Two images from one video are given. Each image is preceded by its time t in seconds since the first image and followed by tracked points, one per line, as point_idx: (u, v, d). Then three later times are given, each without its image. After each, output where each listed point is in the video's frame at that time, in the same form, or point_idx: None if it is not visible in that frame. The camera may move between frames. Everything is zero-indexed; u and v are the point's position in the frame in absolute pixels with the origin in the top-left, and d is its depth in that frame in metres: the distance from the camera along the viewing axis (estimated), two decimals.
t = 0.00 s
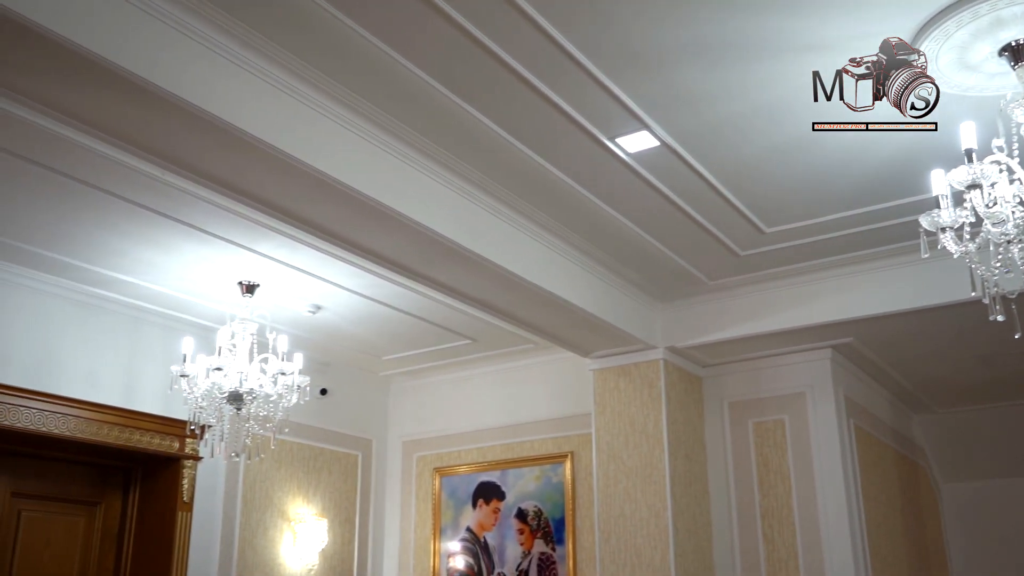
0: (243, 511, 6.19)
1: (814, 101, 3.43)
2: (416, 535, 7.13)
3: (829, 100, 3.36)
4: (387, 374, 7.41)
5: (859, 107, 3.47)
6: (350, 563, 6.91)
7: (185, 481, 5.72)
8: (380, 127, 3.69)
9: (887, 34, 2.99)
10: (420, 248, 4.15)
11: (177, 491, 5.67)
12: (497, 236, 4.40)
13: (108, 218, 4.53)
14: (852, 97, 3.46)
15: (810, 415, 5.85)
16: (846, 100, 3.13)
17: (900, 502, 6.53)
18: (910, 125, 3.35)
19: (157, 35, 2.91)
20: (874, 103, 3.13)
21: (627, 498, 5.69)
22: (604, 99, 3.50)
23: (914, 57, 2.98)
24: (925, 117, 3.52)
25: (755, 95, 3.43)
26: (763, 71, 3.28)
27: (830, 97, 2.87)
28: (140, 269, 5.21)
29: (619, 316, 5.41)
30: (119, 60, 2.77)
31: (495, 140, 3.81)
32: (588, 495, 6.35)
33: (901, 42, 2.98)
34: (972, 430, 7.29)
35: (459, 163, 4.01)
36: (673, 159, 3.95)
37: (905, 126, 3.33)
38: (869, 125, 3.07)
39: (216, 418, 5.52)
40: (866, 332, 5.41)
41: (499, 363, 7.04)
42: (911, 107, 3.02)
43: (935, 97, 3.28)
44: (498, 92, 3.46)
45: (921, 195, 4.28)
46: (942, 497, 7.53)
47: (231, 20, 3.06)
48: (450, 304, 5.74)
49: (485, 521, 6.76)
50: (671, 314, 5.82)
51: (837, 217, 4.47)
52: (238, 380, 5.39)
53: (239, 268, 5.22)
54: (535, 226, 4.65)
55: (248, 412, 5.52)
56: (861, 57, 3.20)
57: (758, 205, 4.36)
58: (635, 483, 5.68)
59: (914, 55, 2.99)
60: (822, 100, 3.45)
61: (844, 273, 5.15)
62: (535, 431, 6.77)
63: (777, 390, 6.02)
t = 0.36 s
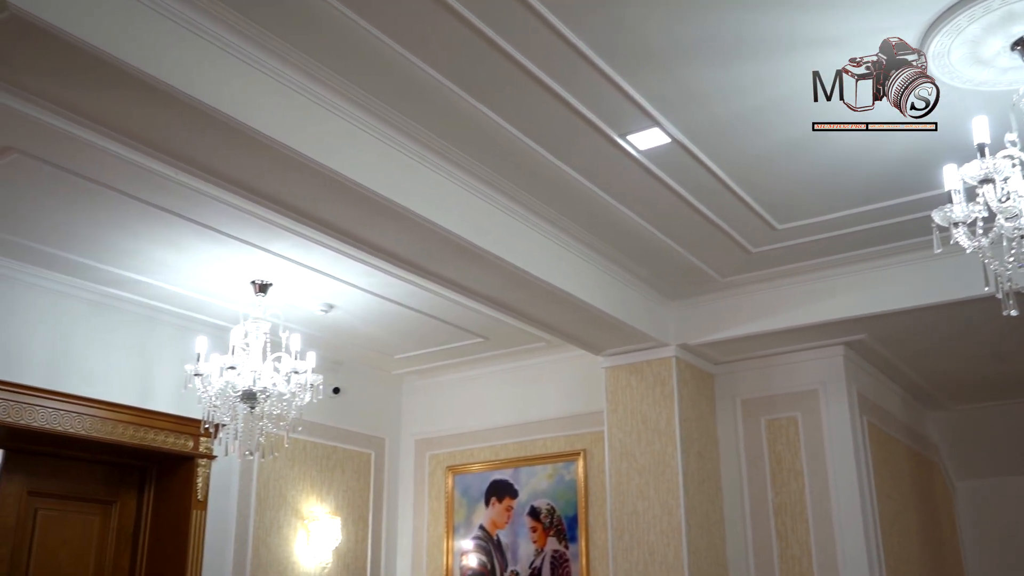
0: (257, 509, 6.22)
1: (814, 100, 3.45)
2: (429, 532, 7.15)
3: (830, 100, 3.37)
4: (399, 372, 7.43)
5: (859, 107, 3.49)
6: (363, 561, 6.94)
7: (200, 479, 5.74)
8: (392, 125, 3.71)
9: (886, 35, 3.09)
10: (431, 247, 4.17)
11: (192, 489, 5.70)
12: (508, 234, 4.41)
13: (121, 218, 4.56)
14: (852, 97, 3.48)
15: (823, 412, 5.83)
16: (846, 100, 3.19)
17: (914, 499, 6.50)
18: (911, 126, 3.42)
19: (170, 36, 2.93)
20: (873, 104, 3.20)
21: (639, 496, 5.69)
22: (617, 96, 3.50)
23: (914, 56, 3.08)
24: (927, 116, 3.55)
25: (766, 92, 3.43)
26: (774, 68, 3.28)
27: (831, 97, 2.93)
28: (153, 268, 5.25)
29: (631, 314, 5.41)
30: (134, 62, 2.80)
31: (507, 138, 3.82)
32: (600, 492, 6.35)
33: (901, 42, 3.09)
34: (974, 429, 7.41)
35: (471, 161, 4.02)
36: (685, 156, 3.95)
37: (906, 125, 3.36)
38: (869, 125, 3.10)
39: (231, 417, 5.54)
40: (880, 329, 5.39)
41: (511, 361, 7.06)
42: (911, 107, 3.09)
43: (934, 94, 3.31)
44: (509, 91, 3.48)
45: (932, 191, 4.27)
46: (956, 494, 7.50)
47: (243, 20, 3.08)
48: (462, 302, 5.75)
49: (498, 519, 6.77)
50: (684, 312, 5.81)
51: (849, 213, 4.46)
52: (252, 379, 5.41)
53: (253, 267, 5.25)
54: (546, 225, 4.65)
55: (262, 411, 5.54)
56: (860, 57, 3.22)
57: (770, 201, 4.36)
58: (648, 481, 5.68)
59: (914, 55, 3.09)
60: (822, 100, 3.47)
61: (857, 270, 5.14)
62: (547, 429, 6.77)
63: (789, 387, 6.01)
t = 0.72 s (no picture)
0: (269, 506, 6.25)
1: (814, 100, 3.49)
2: (440, 529, 7.16)
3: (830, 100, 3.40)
4: (411, 370, 7.45)
5: (859, 107, 3.53)
6: (375, 558, 6.95)
7: (212, 477, 5.76)
8: (402, 122, 3.72)
9: (887, 36, 3.18)
10: (441, 243, 4.17)
11: (204, 487, 5.72)
12: (518, 230, 4.42)
13: (133, 215, 4.58)
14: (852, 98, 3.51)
15: (835, 408, 5.82)
16: (846, 100, 3.27)
17: (926, 495, 6.47)
18: (913, 125, 3.49)
19: (181, 32, 2.95)
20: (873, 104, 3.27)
21: (650, 492, 5.69)
22: (627, 91, 3.50)
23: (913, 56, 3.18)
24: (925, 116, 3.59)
25: (776, 86, 3.43)
26: (785, 62, 3.28)
27: (830, 95, 3.01)
28: (166, 266, 5.27)
29: (642, 310, 5.41)
30: (146, 58, 2.82)
31: (517, 133, 3.82)
32: (611, 489, 6.34)
33: (901, 43, 3.18)
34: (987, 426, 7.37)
35: (481, 157, 4.03)
36: (695, 151, 3.95)
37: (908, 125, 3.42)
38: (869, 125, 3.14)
39: (242, 414, 5.56)
40: (891, 325, 5.37)
41: (522, 358, 7.06)
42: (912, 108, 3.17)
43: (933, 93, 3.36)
44: (519, 86, 3.48)
45: (943, 185, 4.26)
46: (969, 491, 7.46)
47: (252, 15, 3.09)
48: (473, 299, 5.76)
49: (510, 515, 6.78)
50: (696, 307, 5.80)
51: (860, 208, 4.45)
52: (263, 376, 5.43)
53: (264, 265, 5.27)
54: (556, 221, 4.66)
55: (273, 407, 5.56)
56: (860, 57, 3.27)
57: (781, 196, 4.35)
58: (659, 477, 5.67)
59: (913, 55, 3.19)
60: (823, 100, 3.50)
61: (868, 265, 5.12)
62: (558, 426, 6.77)
63: (800, 383, 6.00)
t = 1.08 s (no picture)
0: (277, 501, 6.26)
1: (815, 100, 3.49)
2: (448, 525, 7.17)
3: (830, 101, 3.42)
4: (419, 366, 7.45)
5: (859, 107, 3.56)
6: (383, 554, 6.97)
7: (221, 473, 5.77)
8: (409, 117, 3.72)
9: (887, 36, 3.21)
10: (449, 238, 4.18)
11: (214, 482, 5.73)
12: (526, 225, 4.42)
13: (141, 211, 4.59)
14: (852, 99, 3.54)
15: (844, 404, 5.80)
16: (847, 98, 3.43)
17: (935, 490, 6.46)
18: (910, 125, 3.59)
19: (190, 27, 2.96)
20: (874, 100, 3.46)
21: (658, 488, 5.69)
22: (635, 85, 3.50)
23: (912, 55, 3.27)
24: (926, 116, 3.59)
25: (784, 80, 3.43)
26: (793, 55, 3.28)
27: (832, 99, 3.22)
28: (175, 262, 5.29)
29: (650, 306, 5.40)
30: (155, 53, 2.83)
31: (524, 127, 3.82)
32: (619, 485, 6.34)
33: (901, 43, 3.23)
34: (995, 421, 7.35)
35: (489, 152, 4.02)
36: (703, 146, 3.94)
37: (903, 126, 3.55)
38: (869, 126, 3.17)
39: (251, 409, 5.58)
40: (900, 319, 5.36)
41: (530, 353, 7.06)
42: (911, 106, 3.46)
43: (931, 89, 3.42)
44: (526, 81, 3.48)
45: (951, 179, 4.25)
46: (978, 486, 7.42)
47: (260, 10, 3.09)
48: (481, 294, 5.77)
49: (518, 511, 6.79)
50: (703, 302, 5.79)
51: (868, 201, 4.44)
52: (272, 371, 5.42)
53: (272, 261, 5.28)
54: (563, 217, 4.66)
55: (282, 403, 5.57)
56: (861, 57, 3.31)
57: (789, 191, 4.35)
58: (667, 473, 5.67)
59: (914, 55, 3.27)
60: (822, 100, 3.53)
61: (877, 259, 5.11)
62: (566, 422, 6.77)
63: (809, 378, 5.98)
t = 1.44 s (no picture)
0: (285, 495, 6.29)
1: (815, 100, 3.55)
2: (455, 519, 7.18)
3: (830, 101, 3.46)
4: (426, 360, 7.46)
5: (859, 107, 3.60)
6: (390, 548, 6.98)
7: (229, 467, 5.79)
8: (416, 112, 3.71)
9: (886, 37, 3.24)
10: (455, 232, 4.18)
11: (222, 476, 5.76)
12: (532, 219, 4.42)
13: (149, 206, 4.61)
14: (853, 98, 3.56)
15: (851, 397, 5.79)
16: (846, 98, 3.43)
17: (943, 484, 6.44)
18: (909, 126, 3.66)
19: (197, 22, 2.96)
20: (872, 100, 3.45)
21: (664, 482, 5.69)
22: (640, 79, 3.49)
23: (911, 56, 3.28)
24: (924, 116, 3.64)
25: (791, 73, 3.42)
26: (800, 47, 3.27)
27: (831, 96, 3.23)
28: (183, 257, 5.31)
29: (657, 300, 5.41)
30: (161, 48, 2.84)
31: (531, 121, 3.81)
32: (626, 479, 6.35)
33: (901, 43, 3.24)
34: (1005, 415, 7.31)
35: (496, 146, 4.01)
36: (709, 139, 3.93)
37: (902, 126, 3.61)
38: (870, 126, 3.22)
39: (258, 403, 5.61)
40: (908, 313, 5.34)
41: (537, 348, 7.06)
42: (913, 107, 3.43)
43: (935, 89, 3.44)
44: (532, 75, 3.48)
45: (959, 171, 4.23)
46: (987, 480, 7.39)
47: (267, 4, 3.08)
48: (487, 288, 5.77)
49: (525, 505, 6.79)
50: (710, 296, 5.78)
51: (875, 194, 4.42)
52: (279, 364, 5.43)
53: (278, 256, 5.29)
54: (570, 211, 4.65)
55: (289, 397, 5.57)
56: (861, 58, 3.33)
57: (795, 184, 4.34)
58: (673, 467, 5.67)
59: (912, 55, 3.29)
60: (823, 100, 3.57)
61: (885, 252, 5.09)
62: (573, 416, 6.77)
63: (817, 372, 5.97)
